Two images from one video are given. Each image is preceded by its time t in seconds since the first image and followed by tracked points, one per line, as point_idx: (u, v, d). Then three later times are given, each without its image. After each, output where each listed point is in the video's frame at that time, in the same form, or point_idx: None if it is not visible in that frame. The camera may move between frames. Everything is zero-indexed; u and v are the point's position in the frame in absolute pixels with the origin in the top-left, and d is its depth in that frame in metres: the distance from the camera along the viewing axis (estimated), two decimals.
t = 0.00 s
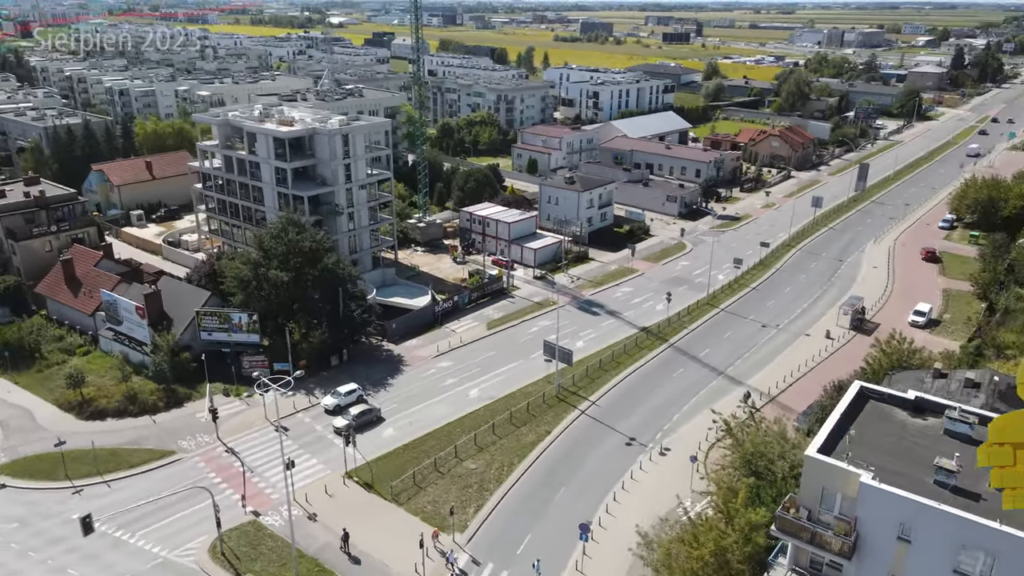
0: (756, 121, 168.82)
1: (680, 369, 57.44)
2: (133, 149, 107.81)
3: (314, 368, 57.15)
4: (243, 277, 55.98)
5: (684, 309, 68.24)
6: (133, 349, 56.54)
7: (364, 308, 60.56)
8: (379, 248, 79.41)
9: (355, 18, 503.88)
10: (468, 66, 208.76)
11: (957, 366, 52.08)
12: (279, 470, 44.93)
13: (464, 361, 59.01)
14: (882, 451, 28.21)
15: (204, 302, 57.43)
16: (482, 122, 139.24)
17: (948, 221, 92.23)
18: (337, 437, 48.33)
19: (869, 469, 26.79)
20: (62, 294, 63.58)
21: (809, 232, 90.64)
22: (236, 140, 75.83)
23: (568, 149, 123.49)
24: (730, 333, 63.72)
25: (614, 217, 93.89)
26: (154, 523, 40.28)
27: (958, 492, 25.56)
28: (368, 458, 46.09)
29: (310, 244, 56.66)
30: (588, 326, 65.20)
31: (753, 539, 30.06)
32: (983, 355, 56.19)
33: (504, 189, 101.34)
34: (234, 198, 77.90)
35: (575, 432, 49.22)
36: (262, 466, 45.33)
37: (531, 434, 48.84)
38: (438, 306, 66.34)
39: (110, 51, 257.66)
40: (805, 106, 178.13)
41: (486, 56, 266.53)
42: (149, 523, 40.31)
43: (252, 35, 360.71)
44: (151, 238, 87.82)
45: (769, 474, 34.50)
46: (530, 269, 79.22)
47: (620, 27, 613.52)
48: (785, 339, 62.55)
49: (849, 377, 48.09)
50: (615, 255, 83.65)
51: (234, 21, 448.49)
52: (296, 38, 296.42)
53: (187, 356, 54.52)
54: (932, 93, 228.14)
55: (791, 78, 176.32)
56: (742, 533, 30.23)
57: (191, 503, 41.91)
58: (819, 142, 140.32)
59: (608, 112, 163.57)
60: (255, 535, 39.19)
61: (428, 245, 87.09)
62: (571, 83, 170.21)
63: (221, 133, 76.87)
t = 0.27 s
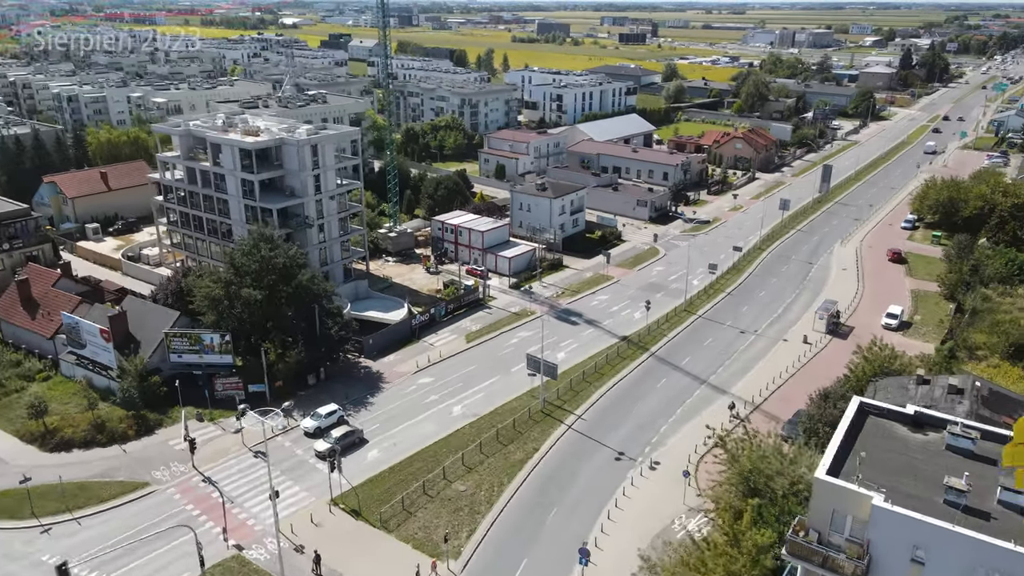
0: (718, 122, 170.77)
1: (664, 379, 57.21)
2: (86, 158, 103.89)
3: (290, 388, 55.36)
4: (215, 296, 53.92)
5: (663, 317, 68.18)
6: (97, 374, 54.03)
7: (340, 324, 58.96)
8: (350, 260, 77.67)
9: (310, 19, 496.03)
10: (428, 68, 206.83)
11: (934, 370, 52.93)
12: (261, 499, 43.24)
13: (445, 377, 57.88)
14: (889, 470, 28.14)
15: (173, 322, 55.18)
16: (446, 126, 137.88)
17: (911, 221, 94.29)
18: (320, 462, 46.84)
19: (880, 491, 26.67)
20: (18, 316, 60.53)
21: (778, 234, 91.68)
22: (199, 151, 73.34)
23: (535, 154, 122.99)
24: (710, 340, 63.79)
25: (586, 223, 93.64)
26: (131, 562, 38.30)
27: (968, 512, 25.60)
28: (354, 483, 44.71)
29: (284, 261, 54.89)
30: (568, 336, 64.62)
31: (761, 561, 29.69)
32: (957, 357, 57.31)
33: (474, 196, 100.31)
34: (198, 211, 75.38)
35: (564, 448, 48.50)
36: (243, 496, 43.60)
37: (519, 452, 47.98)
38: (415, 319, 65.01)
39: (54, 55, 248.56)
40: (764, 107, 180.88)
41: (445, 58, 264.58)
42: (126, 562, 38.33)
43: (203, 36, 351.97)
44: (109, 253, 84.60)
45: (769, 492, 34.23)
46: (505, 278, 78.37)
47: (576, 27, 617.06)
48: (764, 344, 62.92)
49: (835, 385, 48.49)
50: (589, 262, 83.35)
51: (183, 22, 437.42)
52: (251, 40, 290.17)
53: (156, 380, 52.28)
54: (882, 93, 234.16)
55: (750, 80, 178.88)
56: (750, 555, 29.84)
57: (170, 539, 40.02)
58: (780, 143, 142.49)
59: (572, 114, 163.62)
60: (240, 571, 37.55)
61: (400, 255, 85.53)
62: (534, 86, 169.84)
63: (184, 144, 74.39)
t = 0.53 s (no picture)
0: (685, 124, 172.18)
1: (649, 388, 57.10)
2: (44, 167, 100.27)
3: (271, 407, 53.91)
4: (190, 313, 52.25)
5: (644, 323, 68.17)
6: (67, 396, 51.95)
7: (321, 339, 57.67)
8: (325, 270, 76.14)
9: (269, 20, 488.15)
10: (394, 71, 204.77)
11: (914, 372, 53.78)
12: (246, 525, 41.90)
13: (429, 390, 56.98)
14: (895, 484, 28.17)
15: (146, 341, 53.36)
16: (416, 131, 136.47)
17: (879, 222, 96.06)
18: (306, 483, 45.65)
19: (889, 506, 26.63)
20: None
21: (751, 237, 92.53)
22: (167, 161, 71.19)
23: (507, 158, 122.44)
24: (692, 346, 63.94)
25: (562, 228, 93.37)
26: None
27: (975, 526, 25.69)
28: (343, 504, 43.63)
29: (262, 276, 53.51)
30: (551, 345, 64.17)
31: None
32: (935, 358, 58.32)
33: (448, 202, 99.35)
34: (166, 222, 73.16)
35: (554, 461, 48.01)
36: (227, 521, 42.20)
37: (509, 467, 47.37)
38: (395, 331, 63.91)
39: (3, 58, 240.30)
40: (730, 108, 182.95)
41: (410, 60, 262.46)
42: None
43: (159, 38, 343.53)
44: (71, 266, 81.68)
45: (769, 506, 34.16)
46: (484, 286, 77.64)
47: (539, 28, 618.39)
48: (746, 349, 63.26)
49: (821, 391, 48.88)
50: (567, 268, 83.08)
51: (137, 23, 426.75)
52: (209, 42, 284.08)
53: (131, 402, 50.42)
54: (842, 93, 238.74)
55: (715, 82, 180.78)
56: (756, 573, 29.66)
57: (152, 570, 38.49)
58: (748, 145, 144.14)
59: (541, 117, 163.43)
60: None
61: (375, 264, 84.22)
62: (502, 89, 169.24)
63: (150, 154, 72.13)
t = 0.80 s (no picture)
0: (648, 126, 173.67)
1: (633, 396, 57.03)
2: None
3: (248, 428, 52.28)
4: (161, 333, 50.39)
5: (622, 330, 68.19)
6: (31, 424, 49.62)
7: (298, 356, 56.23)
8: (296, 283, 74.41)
9: (221, 21, 477.85)
10: (354, 74, 201.96)
11: (891, 373, 54.76)
12: (231, 555, 40.49)
13: (411, 405, 55.99)
14: (898, 497, 28.37)
15: (115, 364, 51.33)
16: (380, 136, 134.75)
17: (843, 222, 98.04)
18: (291, 507, 44.37)
19: (896, 521, 26.77)
20: None
21: (721, 239, 93.51)
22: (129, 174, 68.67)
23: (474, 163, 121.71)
24: (672, 352, 64.14)
25: (534, 234, 93.03)
26: None
27: (982, 538, 25.97)
28: (331, 528, 42.46)
29: (237, 293, 52.01)
30: (531, 355, 63.72)
31: None
32: (907, 358, 59.57)
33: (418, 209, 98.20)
34: (129, 237, 70.56)
35: (543, 475, 47.53)
36: (211, 551, 40.69)
37: (499, 482, 46.74)
38: (373, 345, 62.69)
39: None
40: (691, 110, 185.12)
41: (369, 62, 259.48)
42: None
43: (106, 40, 333.31)
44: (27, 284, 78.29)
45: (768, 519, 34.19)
46: (459, 295, 76.82)
47: (496, 28, 618.15)
48: (724, 354, 63.71)
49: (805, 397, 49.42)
50: (542, 274, 82.74)
51: (82, 24, 413.36)
52: (160, 45, 276.79)
53: (101, 428, 48.37)
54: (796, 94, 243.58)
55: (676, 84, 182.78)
56: None
57: None
58: (710, 146, 145.99)
59: (505, 120, 163.04)
60: None
61: (347, 274, 82.71)
62: (465, 92, 168.36)
63: (111, 166, 69.52)
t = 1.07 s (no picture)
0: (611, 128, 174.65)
1: (618, 404, 57.05)
2: None
3: (229, 449, 50.72)
4: (136, 354, 48.61)
5: (602, 336, 68.25)
6: None
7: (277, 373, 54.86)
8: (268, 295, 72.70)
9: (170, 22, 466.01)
10: (314, 77, 198.77)
11: (869, 374, 55.79)
12: None
13: (395, 420, 55.10)
14: (904, 507, 28.76)
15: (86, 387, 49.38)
16: (345, 141, 132.74)
17: (809, 222, 99.89)
18: (280, 531, 43.21)
19: (905, 532, 27.11)
20: None
21: (692, 242, 94.36)
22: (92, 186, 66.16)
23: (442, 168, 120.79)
24: (653, 358, 64.40)
25: (507, 239, 92.61)
26: None
27: (990, 546, 26.43)
28: (322, 552, 41.43)
29: (214, 311, 50.52)
30: (513, 364, 63.31)
31: None
32: (882, 358, 60.83)
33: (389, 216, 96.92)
34: (93, 251, 68.01)
35: (535, 488, 47.17)
36: None
37: (490, 497, 46.23)
38: (352, 358, 61.49)
39: None
40: (653, 111, 186.82)
41: (327, 65, 255.77)
42: None
43: (50, 42, 322.06)
44: None
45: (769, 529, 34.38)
46: (436, 304, 75.99)
47: (453, 28, 615.96)
48: (704, 359, 64.19)
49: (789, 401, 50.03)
50: (517, 281, 82.39)
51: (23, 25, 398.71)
52: (109, 47, 268.39)
53: (74, 455, 46.45)
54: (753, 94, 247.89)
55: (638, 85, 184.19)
56: None
57: None
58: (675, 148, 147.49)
59: (470, 124, 162.22)
60: None
61: (319, 285, 81.17)
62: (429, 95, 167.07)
63: (71, 179, 66.89)
